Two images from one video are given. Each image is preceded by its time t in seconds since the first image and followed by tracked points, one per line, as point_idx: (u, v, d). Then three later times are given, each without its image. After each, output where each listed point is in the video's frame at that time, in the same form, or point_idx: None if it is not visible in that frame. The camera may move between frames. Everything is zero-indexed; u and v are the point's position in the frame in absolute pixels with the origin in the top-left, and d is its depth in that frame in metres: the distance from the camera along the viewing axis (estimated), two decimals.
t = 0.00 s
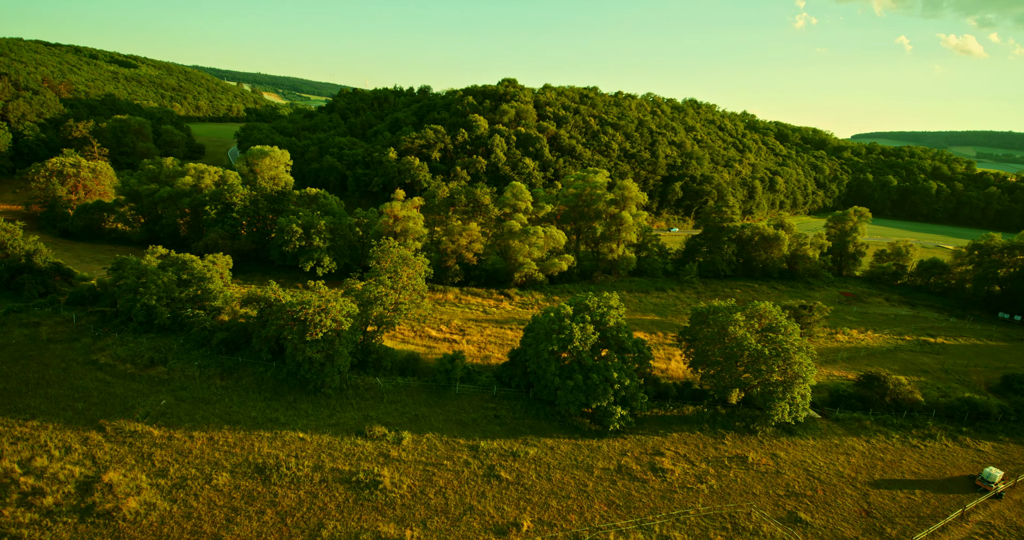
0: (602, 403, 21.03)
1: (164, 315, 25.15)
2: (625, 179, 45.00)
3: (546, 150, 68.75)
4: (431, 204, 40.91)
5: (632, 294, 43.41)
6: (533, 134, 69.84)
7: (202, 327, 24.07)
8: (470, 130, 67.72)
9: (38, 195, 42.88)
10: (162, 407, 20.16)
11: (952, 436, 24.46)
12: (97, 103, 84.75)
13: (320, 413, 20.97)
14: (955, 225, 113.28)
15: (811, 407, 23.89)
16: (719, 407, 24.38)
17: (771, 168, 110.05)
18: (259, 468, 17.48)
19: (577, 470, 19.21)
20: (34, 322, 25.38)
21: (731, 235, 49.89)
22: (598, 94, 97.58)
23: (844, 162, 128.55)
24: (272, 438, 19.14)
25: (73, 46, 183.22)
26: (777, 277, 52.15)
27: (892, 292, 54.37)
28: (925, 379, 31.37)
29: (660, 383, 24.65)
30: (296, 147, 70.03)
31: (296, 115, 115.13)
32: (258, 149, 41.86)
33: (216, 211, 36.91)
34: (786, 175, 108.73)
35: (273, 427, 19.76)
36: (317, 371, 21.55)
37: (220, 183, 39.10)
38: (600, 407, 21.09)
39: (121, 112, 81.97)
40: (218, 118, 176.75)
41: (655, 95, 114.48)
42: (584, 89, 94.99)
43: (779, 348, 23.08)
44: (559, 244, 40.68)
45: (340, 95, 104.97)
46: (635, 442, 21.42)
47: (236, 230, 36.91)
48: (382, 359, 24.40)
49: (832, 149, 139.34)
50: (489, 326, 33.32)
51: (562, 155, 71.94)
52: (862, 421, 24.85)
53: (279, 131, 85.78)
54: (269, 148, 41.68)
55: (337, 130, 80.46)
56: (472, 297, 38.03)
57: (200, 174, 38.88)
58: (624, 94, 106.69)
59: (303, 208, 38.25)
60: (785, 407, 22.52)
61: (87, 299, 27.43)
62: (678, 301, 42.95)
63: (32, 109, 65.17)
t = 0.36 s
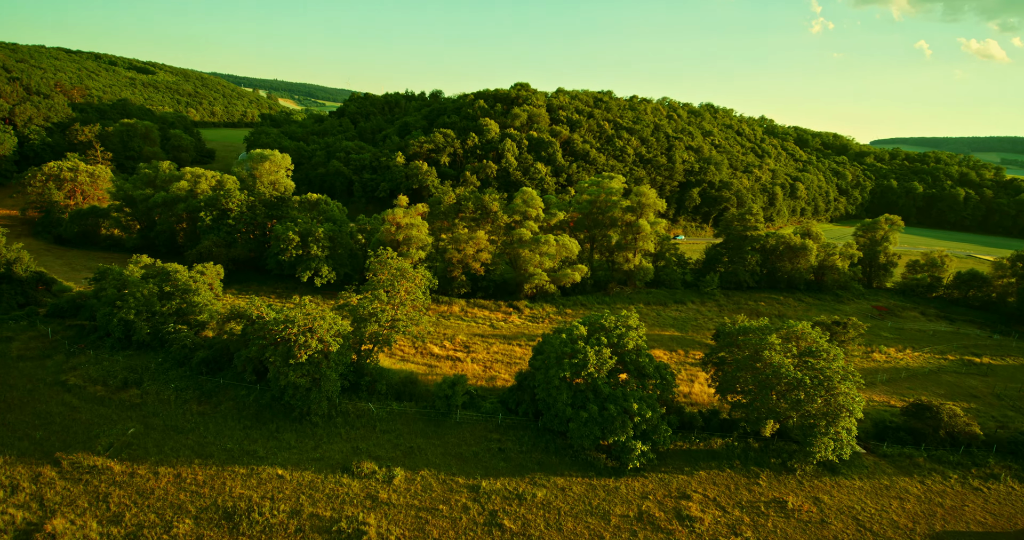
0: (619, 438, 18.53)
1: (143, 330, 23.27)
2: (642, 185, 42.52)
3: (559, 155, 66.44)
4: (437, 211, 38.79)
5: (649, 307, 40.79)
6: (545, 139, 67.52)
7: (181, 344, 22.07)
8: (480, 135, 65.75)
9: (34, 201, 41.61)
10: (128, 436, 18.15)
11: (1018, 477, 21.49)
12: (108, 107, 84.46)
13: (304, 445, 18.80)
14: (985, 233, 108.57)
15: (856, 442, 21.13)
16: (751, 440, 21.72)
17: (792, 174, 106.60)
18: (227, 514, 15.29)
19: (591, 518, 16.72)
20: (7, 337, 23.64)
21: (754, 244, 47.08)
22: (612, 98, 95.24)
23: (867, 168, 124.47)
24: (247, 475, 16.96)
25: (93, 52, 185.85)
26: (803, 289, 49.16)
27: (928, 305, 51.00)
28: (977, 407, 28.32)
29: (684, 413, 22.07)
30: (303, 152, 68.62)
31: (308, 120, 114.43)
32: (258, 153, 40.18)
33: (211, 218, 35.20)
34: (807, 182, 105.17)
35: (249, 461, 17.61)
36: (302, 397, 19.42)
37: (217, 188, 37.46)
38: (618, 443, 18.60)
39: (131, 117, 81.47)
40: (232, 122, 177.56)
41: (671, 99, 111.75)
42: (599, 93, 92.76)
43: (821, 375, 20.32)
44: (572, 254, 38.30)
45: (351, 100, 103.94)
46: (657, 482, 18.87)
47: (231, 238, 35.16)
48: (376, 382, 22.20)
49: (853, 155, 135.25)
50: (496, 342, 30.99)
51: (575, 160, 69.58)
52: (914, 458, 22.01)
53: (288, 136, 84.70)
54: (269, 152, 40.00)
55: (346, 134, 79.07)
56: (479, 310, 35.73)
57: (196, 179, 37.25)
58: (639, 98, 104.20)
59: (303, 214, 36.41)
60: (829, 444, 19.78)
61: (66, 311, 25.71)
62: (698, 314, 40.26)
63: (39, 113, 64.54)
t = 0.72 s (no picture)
0: (643, 485, 15.98)
1: (118, 350, 21.40)
2: (662, 191, 39.96)
3: (573, 159, 64.09)
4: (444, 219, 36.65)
5: (669, 321, 38.11)
6: (559, 143, 65.26)
7: (158, 366, 20.04)
8: (492, 139, 63.73)
9: (31, 207, 40.45)
10: (87, 474, 16.14)
11: None
12: (120, 113, 84.26)
13: (282, 487, 16.58)
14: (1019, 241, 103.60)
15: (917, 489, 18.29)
16: (792, 483, 19.00)
17: (814, 180, 102.92)
18: None
19: None
20: None
21: (781, 254, 44.19)
22: (628, 102, 92.79)
23: (893, 173, 120.09)
24: (213, 525, 14.77)
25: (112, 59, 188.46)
26: (834, 302, 46.08)
27: (969, 320, 47.48)
28: None
29: (714, 451, 19.50)
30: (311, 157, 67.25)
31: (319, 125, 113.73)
32: (258, 157, 38.48)
33: (206, 225, 33.52)
34: (831, 187, 101.40)
35: (219, 507, 15.45)
36: (283, 431, 17.21)
37: (214, 194, 35.81)
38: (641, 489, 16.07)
39: (141, 122, 81.11)
40: (247, 127, 178.32)
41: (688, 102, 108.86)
42: (614, 96, 90.36)
43: (876, 413, 17.52)
44: (587, 265, 35.87)
45: (363, 104, 102.85)
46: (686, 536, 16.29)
47: (226, 246, 33.42)
48: (368, 411, 19.97)
49: (877, 160, 130.81)
50: (505, 362, 28.61)
51: (590, 165, 67.14)
52: (981, 506, 19.09)
53: (298, 141, 83.60)
54: (269, 156, 38.26)
55: (355, 139, 77.67)
56: (487, 325, 33.40)
57: (192, 185, 35.63)
58: (655, 102, 101.56)
59: (302, 222, 34.54)
60: (888, 494, 16.94)
61: (43, 327, 23.97)
62: (722, 330, 37.50)
63: (47, 117, 64.07)
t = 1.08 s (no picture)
0: None
1: (89, 374, 19.51)
2: (685, 198, 37.30)
3: (589, 165, 61.66)
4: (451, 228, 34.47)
5: (692, 339, 35.38)
6: (574, 147, 62.91)
7: (129, 394, 18.03)
8: (504, 144, 61.63)
9: (28, 214, 39.28)
10: (33, 525, 14.08)
11: None
12: (132, 119, 84.04)
13: None
14: None
15: None
16: None
17: (839, 185, 99.07)
18: None
19: None
20: None
21: (813, 266, 41.16)
22: (645, 106, 90.21)
23: (921, 179, 115.48)
24: None
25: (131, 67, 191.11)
26: (870, 317, 42.86)
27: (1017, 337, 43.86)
28: None
29: (754, 500, 16.88)
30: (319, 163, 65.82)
31: (332, 130, 112.86)
32: (258, 163, 36.77)
33: (201, 235, 31.83)
34: (856, 193, 97.47)
35: None
36: (258, 476, 14.91)
37: (211, 201, 34.14)
38: None
39: (153, 128, 80.72)
40: (262, 133, 178.92)
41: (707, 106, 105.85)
42: (630, 100, 87.88)
43: (957, 466, 14.64)
44: (604, 278, 33.37)
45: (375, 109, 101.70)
46: None
47: (221, 257, 31.65)
48: (359, 448, 17.71)
49: (904, 165, 126.14)
50: (515, 385, 26.20)
51: (606, 170, 64.67)
52: None
53: (308, 146, 82.48)
54: (269, 162, 36.54)
55: (365, 144, 76.24)
56: (496, 343, 31.06)
57: (189, 192, 34.02)
58: (673, 106, 98.82)
59: (302, 231, 32.65)
60: None
61: (17, 346, 22.23)
62: (750, 349, 34.68)
63: (56, 123, 63.64)
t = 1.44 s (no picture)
0: None
1: (54, 404, 17.62)
2: (711, 207, 34.60)
3: (606, 171, 59.14)
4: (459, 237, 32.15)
5: (719, 359, 32.56)
6: (590, 152, 60.46)
7: (92, 428, 16.07)
8: (518, 149, 59.45)
9: (25, 223, 38.05)
10: None
11: None
12: (145, 125, 83.74)
13: None
14: None
15: None
16: None
17: (866, 192, 95.04)
18: None
19: None
20: None
21: (851, 280, 37.93)
22: (663, 110, 87.47)
23: (952, 185, 110.62)
24: None
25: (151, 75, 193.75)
26: (912, 335, 39.52)
27: None
28: None
29: None
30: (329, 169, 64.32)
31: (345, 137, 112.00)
32: (258, 170, 35.02)
33: (195, 246, 30.08)
34: (885, 200, 93.39)
35: None
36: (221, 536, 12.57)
37: (207, 210, 32.43)
38: None
39: (165, 134, 80.26)
40: (277, 139, 179.56)
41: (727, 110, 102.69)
42: (648, 105, 85.23)
43: None
44: (624, 293, 30.82)
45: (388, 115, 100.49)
46: None
47: (216, 269, 29.86)
48: (346, 495, 15.43)
49: (933, 171, 121.21)
50: (527, 414, 23.75)
51: (623, 177, 62.09)
52: None
53: (318, 153, 81.31)
54: (270, 168, 34.83)
55: (376, 150, 74.71)
56: (507, 365, 28.67)
57: (184, 200, 32.35)
58: (692, 110, 95.92)
59: (301, 242, 30.72)
60: None
61: None
62: (784, 371, 31.77)
63: (65, 130, 63.18)
